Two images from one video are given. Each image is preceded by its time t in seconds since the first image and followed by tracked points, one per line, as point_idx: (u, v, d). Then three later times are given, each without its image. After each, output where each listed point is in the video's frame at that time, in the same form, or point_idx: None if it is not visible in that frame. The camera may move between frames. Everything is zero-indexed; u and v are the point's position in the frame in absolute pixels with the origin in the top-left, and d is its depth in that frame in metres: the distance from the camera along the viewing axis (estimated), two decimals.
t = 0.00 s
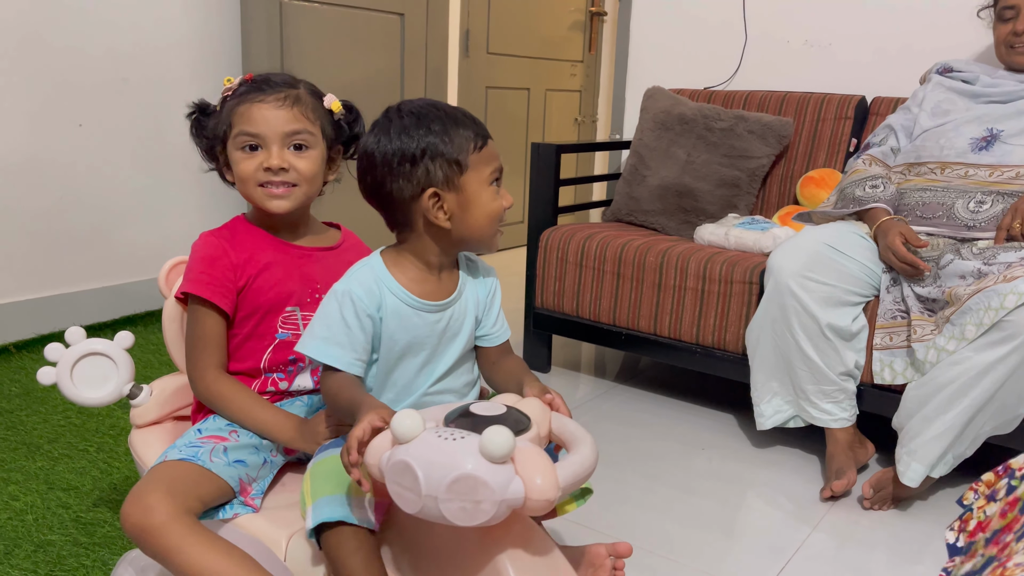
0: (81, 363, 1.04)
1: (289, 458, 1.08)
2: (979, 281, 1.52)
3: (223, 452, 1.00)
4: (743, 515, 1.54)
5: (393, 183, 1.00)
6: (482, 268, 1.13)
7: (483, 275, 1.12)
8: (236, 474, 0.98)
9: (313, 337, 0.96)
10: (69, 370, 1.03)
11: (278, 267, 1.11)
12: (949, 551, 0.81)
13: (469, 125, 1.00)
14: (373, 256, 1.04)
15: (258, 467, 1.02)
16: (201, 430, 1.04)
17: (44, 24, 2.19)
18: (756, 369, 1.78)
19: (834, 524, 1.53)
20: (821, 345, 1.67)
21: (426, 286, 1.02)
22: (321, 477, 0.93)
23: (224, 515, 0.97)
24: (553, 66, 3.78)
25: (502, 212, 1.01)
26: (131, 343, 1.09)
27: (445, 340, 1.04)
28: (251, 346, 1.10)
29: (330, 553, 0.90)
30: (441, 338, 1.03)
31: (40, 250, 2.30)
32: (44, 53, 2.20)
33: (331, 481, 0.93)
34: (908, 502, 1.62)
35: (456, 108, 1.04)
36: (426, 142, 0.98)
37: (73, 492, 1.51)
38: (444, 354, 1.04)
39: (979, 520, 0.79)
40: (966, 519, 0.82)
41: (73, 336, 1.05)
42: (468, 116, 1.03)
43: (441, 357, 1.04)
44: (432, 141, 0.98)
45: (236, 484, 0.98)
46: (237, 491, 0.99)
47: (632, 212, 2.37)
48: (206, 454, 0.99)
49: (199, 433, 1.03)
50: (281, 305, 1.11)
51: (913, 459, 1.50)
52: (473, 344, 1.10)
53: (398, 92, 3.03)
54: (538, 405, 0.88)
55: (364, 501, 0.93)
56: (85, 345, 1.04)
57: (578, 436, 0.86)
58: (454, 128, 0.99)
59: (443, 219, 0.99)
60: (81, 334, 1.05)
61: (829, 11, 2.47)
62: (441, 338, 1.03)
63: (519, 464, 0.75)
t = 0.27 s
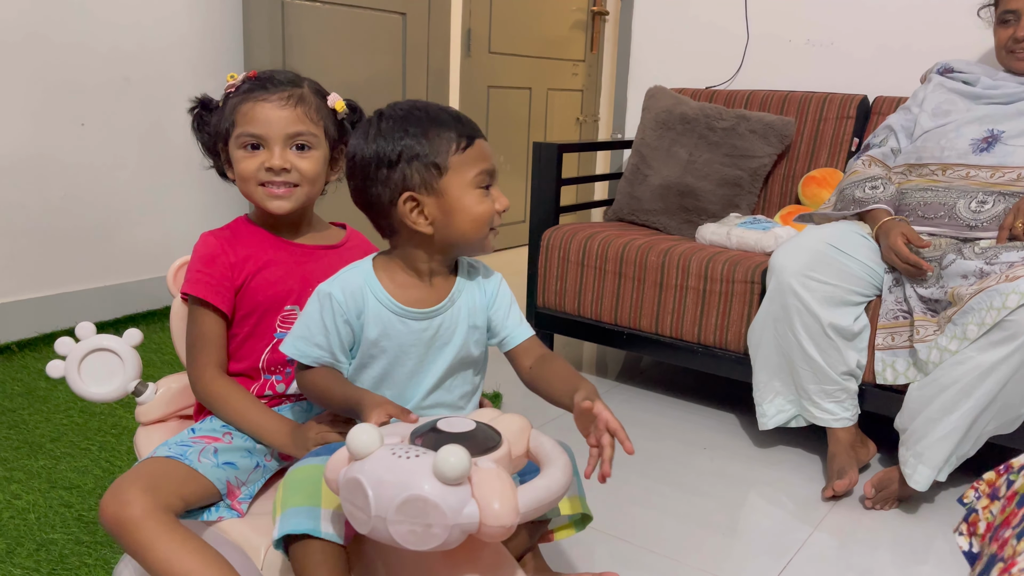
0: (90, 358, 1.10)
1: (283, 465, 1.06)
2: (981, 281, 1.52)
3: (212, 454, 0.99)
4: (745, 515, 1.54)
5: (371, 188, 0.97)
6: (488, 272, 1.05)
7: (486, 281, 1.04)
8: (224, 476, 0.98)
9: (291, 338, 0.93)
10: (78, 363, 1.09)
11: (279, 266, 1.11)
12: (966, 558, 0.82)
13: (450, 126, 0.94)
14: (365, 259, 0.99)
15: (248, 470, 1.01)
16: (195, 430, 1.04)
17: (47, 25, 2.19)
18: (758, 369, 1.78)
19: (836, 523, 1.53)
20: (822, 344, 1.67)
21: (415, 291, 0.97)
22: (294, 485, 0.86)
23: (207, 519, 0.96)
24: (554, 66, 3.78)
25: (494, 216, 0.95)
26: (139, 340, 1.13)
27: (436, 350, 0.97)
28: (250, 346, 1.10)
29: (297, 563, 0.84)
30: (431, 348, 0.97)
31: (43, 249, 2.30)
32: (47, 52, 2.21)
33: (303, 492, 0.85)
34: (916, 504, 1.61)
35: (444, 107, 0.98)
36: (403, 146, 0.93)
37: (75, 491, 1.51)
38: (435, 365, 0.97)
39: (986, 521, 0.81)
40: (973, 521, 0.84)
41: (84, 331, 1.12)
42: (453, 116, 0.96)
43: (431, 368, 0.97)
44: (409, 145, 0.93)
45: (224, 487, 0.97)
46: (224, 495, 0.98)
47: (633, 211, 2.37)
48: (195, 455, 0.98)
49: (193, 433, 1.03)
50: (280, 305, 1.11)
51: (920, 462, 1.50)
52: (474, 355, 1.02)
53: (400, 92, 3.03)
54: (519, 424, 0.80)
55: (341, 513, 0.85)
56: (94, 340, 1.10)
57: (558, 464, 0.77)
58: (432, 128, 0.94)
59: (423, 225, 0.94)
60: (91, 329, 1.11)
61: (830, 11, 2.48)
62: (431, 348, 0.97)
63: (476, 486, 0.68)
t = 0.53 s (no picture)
0: (95, 357, 1.10)
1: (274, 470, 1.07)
2: (982, 280, 1.52)
3: (204, 456, 0.98)
4: (745, 514, 1.54)
5: (344, 196, 0.97)
6: (484, 279, 0.99)
7: (479, 289, 0.98)
8: (214, 480, 0.97)
9: (288, 348, 0.94)
10: (83, 363, 1.09)
11: (275, 269, 1.10)
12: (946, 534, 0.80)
13: (395, 133, 0.90)
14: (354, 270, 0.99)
15: (238, 476, 1.01)
16: (189, 432, 1.04)
17: (49, 24, 2.19)
18: (758, 369, 1.78)
19: (837, 523, 1.53)
20: (823, 343, 1.67)
21: (399, 302, 0.95)
22: (277, 494, 0.85)
23: (195, 521, 0.96)
24: (556, 65, 3.78)
25: (455, 224, 0.89)
26: (143, 340, 1.13)
27: (422, 363, 0.94)
28: (248, 350, 1.10)
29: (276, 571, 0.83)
30: (417, 361, 0.94)
31: (44, 248, 2.30)
32: (48, 51, 2.21)
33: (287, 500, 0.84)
34: (920, 505, 1.60)
35: (411, 109, 0.93)
36: (353, 152, 0.93)
37: (76, 490, 1.51)
38: (424, 379, 0.94)
39: (971, 501, 0.78)
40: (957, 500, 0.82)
41: (90, 330, 1.12)
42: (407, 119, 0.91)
43: (422, 381, 0.94)
44: (358, 151, 0.92)
45: (214, 490, 0.97)
46: (215, 498, 0.98)
47: (634, 211, 2.37)
48: (185, 457, 0.97)
49: (186, 435, 1.03)
50: (277, 309, 1.10)
51: (925, 464, 1.50)
52: (468, 369, 0.97)
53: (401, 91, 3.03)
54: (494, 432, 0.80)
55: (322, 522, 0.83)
56: (99, 339, 1.10)
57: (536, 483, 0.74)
58: (379, 137, 0.91)
59: (381, 236, 0.93)
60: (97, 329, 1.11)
61: (833, 10, 2.47)
62: (417, 361, 0.94)
63: (459, 503, 0.67)
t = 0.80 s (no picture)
0: (101, 366, 1.08)
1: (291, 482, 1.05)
2: (983, 280, 1.52)
3: (220, 470, 0.96)
4: (746, 513, 1.54)
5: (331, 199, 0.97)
6: (480, 271, 1.00)
7: (480, 283, 0.99)
8: (230, 495, 0.95)
9: (291, 373, 0.92)
10: (90, 372, 1.07)
11: (288, 273, 1.09)
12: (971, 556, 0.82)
13: (359, 130, 0.88)
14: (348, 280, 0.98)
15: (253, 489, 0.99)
16: (201, 446, 1.01)
17: (50, 23, 2.20)
18: (759, 369, 1.78)
19: (837, 522, 1.53)
20: (824, 343, 1.67)
21: (401, 306, 0.94)
22: (291, 518, 0.86)
23: (212, 538, 0.93)
24: (556, 65, 3.78)
25: (423, 223, 0.86)
26: (152, 348, 1.12)
27: (433, 364, 0.94)
28: (261, 355, 1.09)
29: None
30: (428, 363, 0.94)
31: (45, 247, 2.30)
32: (48, 50, 2.21)
33: (302, 523, 0.86)
34: (920, 506, 1.60)
35: (384, 104, 0.91)
36: (328, 154, 0.92)
37: (76, 489, 1.51)
38: (436, 380, 0.94)
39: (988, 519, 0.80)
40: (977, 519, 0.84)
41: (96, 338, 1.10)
42: (374, 115, 0.89)
43: (435, 381, 0.94)
44: (331, 152, 0.91)
45: (231, 506, 0.95)
46: (231, 513, 0.96)
47: (634, 210, 2.37)
48: (200, 471, 0.95)
49: (198, 448, 1.00)
50: (291, 312, 1.09)
51: (922, 462, 1.50)
52: (476, 366, 0.98)
53: (402, 90, 3.03)
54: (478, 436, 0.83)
55: (338, 544, 0.85)
56: (106, 347, 1.08)
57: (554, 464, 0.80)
58: (346, 135, 0.90)
59: (358, 238, 0.92)
60: (105, 336, 1.09)
61: (833, 9, 2.47)
62: (426, 363, 0.94)
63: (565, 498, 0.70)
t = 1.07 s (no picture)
0: (111, 389, 1.04)
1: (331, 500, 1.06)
2: (983, 280, 1.52)
3: (264, 495, 0.97)
4: (746, 512, 1.54)
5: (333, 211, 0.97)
6: (489, 275, 1.01)
7: (493, 287, 1.00)
8: (276, 520, 0.96)
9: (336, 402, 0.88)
10: (99, 398, 1.03)
11: (317, 285, 1.08)
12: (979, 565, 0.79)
13: (354, 141, 0.88)
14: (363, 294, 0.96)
15: (300, 509, 0.99)
16: (238, 467, 1.01)
17: (50, 20, 2.20)
18: (760, 367, 1.78)
19: (838, 521, 1.53)
20: (825, 343, 1.67)
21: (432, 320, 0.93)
22: (352, 546, 0.88)
23: (263, 565, 0.95)
24: (556, 63, 3.77)
25: (422, 232, 0.85)
26: (165, 368, 1.08)
27: (466, 373, 0.94)
28: (291, 369, 1.08)
29: None
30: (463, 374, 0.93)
31: (45, 246, 2.30)
32: (48, 48, 2.21)
33: (365, 550, 0.88)
34: (918, 505, 1.60)
35: (379, 112, 0.90)
36: (325, 166, 0.92)
37: (77, 488, 1.51)
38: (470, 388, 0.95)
39: (999, 529, 0.78)
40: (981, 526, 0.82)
41: (104, 359, 1.05)
42: (368, 124, 0.89)
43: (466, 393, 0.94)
44: (328, 165, 0.91)
45: (278, 532, 0.96)
46: (279, 538, 0.97)
47: (635, 209, 2.37)
48: (245, 497, 0.95)
49: (237, 471, 1.00)
50: (321, 326, 1.08)
51: (916, 457, 1.50)
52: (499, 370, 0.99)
53: (402, 89, 3.02)
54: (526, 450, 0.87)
55: (404, 568, 0.88)
56: (117, 369, 1.04)
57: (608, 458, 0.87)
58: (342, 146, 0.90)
59: (358, 251, 0.92)
60: (113, 357, 1.05)
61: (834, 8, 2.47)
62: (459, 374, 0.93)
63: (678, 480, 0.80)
